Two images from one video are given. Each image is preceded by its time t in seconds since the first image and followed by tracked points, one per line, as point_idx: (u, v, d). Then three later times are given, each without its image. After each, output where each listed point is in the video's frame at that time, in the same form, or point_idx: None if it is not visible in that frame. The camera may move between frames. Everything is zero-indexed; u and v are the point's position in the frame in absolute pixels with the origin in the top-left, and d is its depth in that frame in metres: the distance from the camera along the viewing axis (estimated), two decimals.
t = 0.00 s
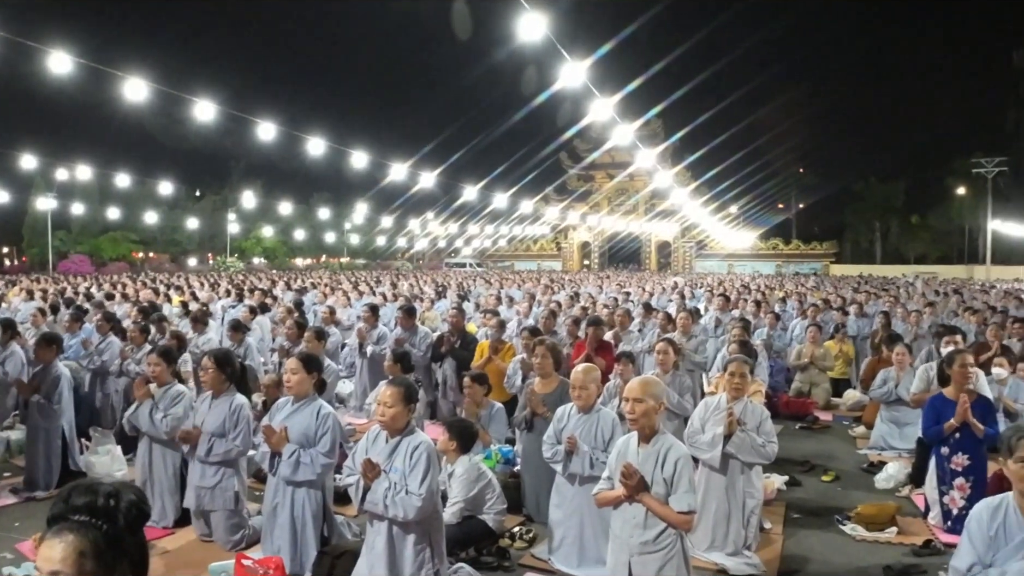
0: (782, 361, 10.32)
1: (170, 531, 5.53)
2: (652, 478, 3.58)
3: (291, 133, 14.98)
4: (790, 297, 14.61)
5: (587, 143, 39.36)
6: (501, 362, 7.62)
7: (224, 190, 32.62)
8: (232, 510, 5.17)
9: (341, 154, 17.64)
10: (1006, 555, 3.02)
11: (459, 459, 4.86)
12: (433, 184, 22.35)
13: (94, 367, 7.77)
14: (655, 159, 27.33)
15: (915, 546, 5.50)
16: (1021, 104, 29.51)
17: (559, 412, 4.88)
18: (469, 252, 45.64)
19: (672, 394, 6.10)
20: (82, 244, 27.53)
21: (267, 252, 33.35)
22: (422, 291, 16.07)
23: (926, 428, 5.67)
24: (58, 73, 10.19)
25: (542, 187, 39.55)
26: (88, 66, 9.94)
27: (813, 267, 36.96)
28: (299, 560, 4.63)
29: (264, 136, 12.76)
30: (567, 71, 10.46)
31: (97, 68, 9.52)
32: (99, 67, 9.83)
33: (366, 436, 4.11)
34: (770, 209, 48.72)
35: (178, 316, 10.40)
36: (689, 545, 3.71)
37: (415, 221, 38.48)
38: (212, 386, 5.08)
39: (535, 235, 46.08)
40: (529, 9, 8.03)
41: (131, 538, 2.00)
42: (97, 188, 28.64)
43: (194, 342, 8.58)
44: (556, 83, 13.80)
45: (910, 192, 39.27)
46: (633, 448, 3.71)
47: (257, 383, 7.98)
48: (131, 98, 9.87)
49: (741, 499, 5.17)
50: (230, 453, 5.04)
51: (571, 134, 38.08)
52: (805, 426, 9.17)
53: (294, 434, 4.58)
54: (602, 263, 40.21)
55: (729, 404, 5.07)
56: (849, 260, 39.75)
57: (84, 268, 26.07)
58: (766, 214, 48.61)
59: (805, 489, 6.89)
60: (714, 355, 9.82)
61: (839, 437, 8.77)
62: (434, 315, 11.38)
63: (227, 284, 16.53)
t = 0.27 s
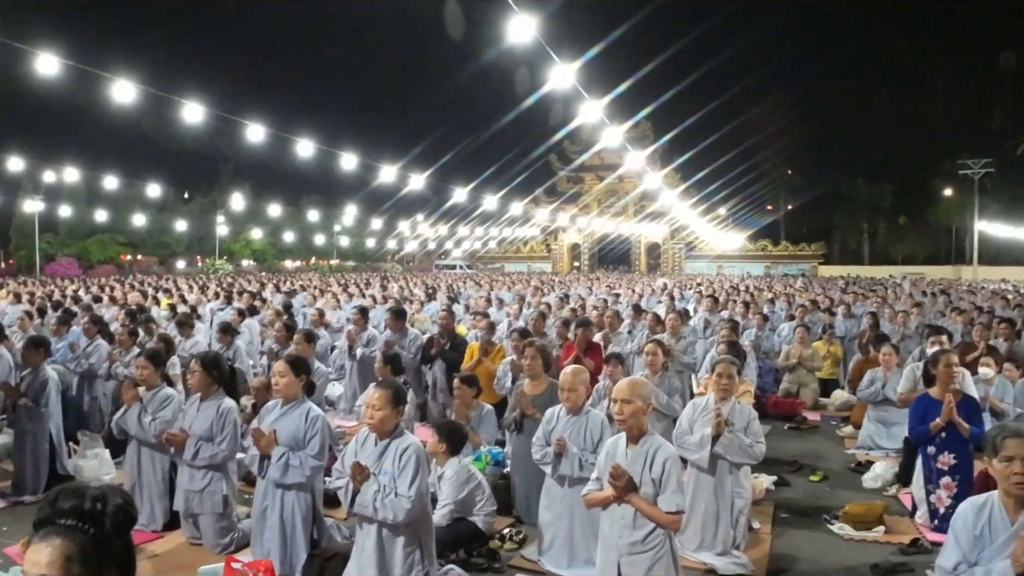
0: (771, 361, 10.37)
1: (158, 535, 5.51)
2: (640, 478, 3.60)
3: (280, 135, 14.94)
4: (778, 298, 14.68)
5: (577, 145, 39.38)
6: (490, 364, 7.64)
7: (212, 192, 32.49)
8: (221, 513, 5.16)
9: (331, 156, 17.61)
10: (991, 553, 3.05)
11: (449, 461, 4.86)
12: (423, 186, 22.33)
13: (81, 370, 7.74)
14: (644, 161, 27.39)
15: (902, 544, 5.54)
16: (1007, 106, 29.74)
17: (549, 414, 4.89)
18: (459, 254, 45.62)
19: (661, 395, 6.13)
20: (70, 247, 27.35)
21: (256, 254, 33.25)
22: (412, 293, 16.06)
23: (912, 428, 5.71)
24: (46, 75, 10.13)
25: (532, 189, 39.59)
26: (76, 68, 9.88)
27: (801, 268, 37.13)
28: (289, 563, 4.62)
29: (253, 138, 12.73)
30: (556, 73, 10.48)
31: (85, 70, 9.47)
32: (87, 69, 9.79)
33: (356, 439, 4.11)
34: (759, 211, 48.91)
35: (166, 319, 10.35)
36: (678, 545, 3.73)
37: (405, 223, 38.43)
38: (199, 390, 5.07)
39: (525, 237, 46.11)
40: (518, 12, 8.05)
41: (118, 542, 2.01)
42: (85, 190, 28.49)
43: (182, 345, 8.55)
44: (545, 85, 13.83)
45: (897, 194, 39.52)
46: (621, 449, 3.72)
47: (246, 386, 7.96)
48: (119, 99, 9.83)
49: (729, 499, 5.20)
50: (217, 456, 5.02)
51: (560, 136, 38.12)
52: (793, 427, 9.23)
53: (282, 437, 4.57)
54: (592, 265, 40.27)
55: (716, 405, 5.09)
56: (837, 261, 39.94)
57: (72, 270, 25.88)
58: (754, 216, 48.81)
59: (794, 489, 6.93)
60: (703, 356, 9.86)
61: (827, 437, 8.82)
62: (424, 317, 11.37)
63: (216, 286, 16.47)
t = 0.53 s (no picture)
0: (759, 363, 10.42)
1: (147, 540, 5.48)
2: (629, 479, 3.61)
3: (268, 137, 14.88)
4: (766, 300, 14.73)
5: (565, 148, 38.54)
6: (480, 366, 7.64)
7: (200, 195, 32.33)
8: (210, 517, 5.14)
9: (320, 158, 17.55)
10: (976, 552, 3.08)
11: (439, 464, 4.86)
12: (412, 188, 22.28)
13: (68, 374, 7.70)
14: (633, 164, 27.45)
15: (890, 544, 5.58)
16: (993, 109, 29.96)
17: (538, 416, 4.90)
18: (449, 256, 45.60)
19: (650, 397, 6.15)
20: (56, 250, 27.16)
21: (244, 257, 33.10)
22: (401, 295, 16.04)
23: (899, 428, 5.75)
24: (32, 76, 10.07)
25: (521, 192, 39.60)
26: (63, 70, 9.83)
27: (789, 270, 37.29)
28: (278, 567, 4.62)
29: (241, 141, 12.68)
30: (545, 76, 10.49)
31: (72, 72, 9.43)
32: (74, 71, 9.74)
33: (345, 442, 4.10)
34: (747, 213, 49.09)
35: (154, 322, 10.30)
36: (666, 545, 3.74)
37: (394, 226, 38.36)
38: (187, 394, 5.05)
39: (514, 239, 46.11)
40: (507, 14, 8.06)
41: (103, 548, 2.00)
42: (72, 193, 28.30)
43: (170, 348, 8.51)
44: (534, 87, 13.83)
45: (884, 195, 39.76)
46: (610, 451, 3.74)
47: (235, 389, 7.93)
48: (107, 101, 9.78)
49: (718, 500, 5.23)
50: (206, 461, 5.01)
51: (550, 139, 38.17)
52: (781, 427, 9.28)
53: (271, 440, 4.56)
54: (581, 267, 40.30)
55: (705, 407, 5.12)
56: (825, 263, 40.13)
57: (59, 274, 25.69)
58: (742, 218, 49.00)
59: (783, 489, 6.96)
60: (692, 358, 9.89)
61: (815, 438, 8.87)
62: (414, 320, 11.36)
63: (203, 290, 16.38)
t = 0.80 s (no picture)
0: (747, 364, 10.46)
1: (133, 544, 5.45)
2: (618, 480, 3.63)
3: (256, 139, 14.84)
4: (754, 301, 14.79)
5: (554, 150, 38.81)
6: (469, 368, 7.64)
7: (188, 198, 32.14)
8: (198, 521, 5.12)
9: (308, 160, 17.52)
10: (961, 551, 3.10)
11: (428, 467, 4.86)
12: (401, 191, 22.25)
13: (54, 378, 7.64)
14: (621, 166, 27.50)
15: (877, 544, 5.61)
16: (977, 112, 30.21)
17: (527, 418, 4.91)
18: (438, 258, 45.55)
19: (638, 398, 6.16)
20: (42, 253, 26.94)
21: (232, 259, 32.93)
22: (390, 298, 16.00)
23: (885, 428, 5.79)
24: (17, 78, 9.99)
25: (509, 194, 39.62)
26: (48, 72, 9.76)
27: (777, 272, 37.46)
28: (267, 571, 4.60)
29: (229, 143, 12.63)
30: (533, 78, 10.50)
31: (58, 73, 9.37)
32: (60, 73, 9.67)
33: (333, 446, 4.09)
34: (735, 215, 49.29)
35: (140, 326, 10.23)
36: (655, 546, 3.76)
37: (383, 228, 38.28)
38: (175, 397, 5.02)
39: (503, 242, 46.12)
40: (495, 17, 8.07)
41: (88, 554, 1.98)
42: (58, 195, 28.08)
43: (158, 352, 8.46)
44: (522, 90, 13.85)
45: (871, 197, 40.00)
46: (598, 452, 3.75)
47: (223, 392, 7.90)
48: (93, 103, 9.72)
49: (706, 502, 5.25)
50: (194, 464, 4.98)
51: (539, 141, 38.22)
52: (769, 429, 9.32)
53: (259, 443, 4.55)
54: (570, 269, 40.34)
55: (693, 408, 5.14)
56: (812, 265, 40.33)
57: (45, 276, 25.50)
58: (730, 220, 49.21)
59: (771, 490, 6.99)
60: (681, 360, 9.92)
61: (803, 438, 8.91)
62: (403, 322, 11.35)
63: (191, 292, 16.29)
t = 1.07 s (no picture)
0: (734, 366, 10.51)
1: (120, 549, 5.42)
2: (605, 482, 3.64)
3: (242, 141, 14.77)
4: (741, 303, 14.85)
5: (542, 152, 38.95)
6: (456, 370, 7.64)
7: (174, 200, 31.95)
8: (186, 525, 5.09)
9: (295, 162, 17.44)
10: (945, 551, 3.13)
11: (415, 470, 4.86)
12: (389, 193, 22.21)
13: (38, 382, 7.57)
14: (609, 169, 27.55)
15: (863, 544, 5.65)
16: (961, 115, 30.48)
17: (515, 419, 4.91)
18: (426, 260, 45.47)
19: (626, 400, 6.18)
20: (27, 256, 26.68)
21: (219, 262, 32.74)
22: (377, 300, 15.96)
23: (871, 429, 5.83)
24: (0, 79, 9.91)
25: (498, 196, 39.64)
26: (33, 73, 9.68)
27: (764, 274, 37.63)
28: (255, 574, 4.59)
29: (215, 144, 12.56)
30: (521, 80, 10.50)
31: (43, 74, 9.30)
32: (45, 74, 9.60)
33: (320, 448, 4.08)
34: (722, 217, 49.50)
35: (126, 329, 10.16)
36: (643, 547, 3.77)
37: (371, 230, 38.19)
38: (163, 401, 5.00)
39: (492, 244, 46.09)
40: (483, 19, 8.07)
41: (72, 559, 1.98)
42: (42, 197, 27.83)
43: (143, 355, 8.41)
44: (510, 92, 13.86)
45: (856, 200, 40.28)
46: (585, 454, 3.76)
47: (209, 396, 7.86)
48: (78, 104, 9.65)
49: (693, 503, 5.27)
50: (183, 467, 4.96)
51: (527, 144, 38.28)
52: (756, 430, 9.36)
53: (246, 446, 4.53)
54: (558, 271, 40.37)
55: (679, 409, 5.16)
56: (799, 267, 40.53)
57: (29, 279, 25.25)
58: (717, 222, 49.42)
59: (758, 491, 7.02)
60: (668, 361, 9.95)
61: (789, 439, 8.96)
62: (391, 324, 11.32)
63: (177, 295, 16.19)
